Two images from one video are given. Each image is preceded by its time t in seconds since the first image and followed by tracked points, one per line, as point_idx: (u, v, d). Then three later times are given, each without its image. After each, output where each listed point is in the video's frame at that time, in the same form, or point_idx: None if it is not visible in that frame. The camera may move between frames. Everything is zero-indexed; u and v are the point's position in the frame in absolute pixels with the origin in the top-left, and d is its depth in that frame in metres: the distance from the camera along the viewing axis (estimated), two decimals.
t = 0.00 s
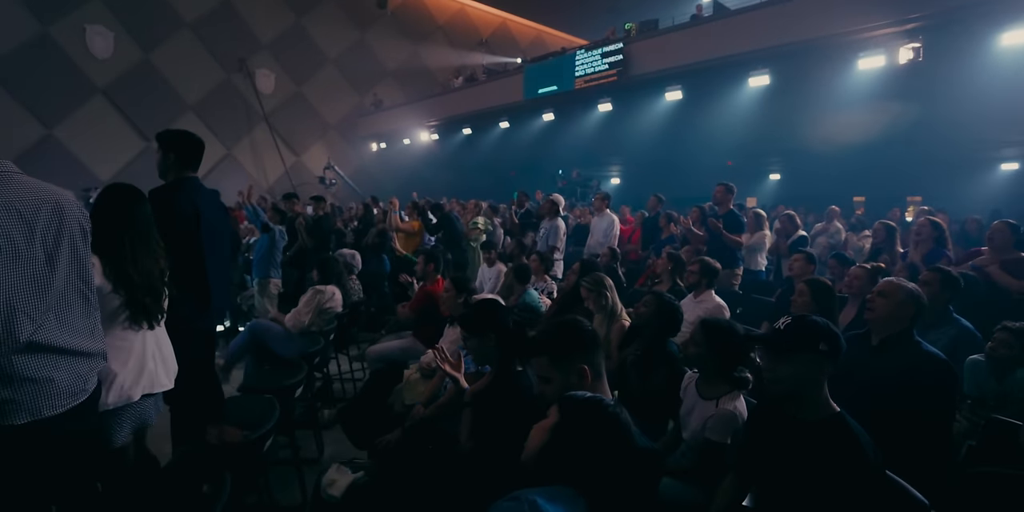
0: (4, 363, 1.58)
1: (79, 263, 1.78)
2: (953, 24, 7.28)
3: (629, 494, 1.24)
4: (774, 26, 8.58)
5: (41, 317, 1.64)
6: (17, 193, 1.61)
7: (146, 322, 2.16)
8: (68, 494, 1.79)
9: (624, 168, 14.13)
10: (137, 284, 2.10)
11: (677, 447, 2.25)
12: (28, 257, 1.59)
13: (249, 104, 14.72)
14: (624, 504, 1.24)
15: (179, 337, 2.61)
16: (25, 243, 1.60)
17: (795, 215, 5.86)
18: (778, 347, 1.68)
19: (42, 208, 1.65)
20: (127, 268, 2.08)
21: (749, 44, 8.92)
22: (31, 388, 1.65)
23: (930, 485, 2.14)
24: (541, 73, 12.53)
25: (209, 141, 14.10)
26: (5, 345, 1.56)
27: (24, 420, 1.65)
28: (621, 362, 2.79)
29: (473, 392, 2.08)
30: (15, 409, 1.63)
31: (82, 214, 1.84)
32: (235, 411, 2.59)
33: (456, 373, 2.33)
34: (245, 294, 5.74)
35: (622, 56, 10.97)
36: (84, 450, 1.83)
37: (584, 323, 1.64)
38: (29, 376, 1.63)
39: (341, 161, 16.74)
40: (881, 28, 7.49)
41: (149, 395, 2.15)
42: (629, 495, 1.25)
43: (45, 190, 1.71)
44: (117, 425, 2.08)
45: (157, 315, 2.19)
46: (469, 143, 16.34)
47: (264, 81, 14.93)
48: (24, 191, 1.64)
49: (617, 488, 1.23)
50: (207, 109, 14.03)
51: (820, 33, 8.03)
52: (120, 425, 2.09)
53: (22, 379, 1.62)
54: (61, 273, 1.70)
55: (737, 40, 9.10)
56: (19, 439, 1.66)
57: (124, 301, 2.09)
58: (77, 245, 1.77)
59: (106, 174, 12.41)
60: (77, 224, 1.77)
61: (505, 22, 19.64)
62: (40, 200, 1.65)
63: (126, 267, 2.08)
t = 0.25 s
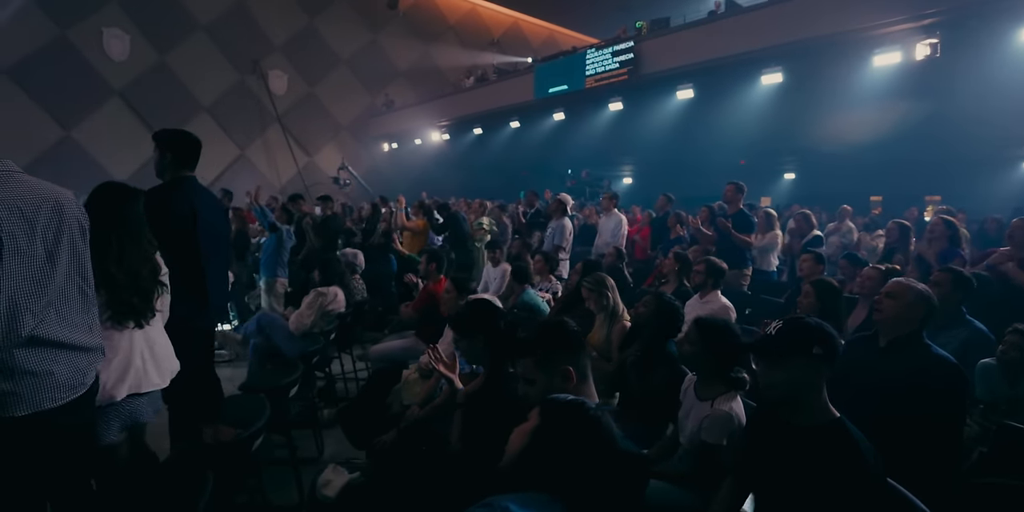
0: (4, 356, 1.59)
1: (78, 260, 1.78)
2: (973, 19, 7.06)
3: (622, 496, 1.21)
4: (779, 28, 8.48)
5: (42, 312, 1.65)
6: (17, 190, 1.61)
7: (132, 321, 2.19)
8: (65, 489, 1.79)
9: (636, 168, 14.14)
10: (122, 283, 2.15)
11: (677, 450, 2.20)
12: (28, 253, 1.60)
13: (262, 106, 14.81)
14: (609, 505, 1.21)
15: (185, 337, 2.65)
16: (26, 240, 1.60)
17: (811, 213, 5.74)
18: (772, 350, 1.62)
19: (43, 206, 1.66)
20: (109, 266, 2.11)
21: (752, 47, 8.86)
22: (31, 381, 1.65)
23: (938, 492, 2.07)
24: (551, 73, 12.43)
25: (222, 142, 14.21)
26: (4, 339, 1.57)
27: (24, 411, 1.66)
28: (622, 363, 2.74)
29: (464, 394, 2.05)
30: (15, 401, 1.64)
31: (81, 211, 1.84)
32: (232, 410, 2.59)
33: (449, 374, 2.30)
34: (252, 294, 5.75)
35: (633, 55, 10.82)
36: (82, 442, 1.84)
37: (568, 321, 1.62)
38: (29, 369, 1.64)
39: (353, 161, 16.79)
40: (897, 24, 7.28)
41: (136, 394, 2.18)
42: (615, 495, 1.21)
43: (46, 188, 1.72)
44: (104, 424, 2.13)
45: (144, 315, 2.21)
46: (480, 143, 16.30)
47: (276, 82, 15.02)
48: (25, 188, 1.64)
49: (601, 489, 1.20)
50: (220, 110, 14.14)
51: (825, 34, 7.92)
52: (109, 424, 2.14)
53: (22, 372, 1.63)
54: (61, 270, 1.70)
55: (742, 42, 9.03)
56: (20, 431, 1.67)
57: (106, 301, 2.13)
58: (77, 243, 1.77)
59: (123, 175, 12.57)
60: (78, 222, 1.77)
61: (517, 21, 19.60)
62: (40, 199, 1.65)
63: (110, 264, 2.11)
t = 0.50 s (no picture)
0: (4, 347, 1.62)
1: (73, 255, 1.80)
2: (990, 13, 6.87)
3: (590, 497, 1.16)
4: (784, 26, 8.37)
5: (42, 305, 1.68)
6: (13, 186, 1.62)
7: (117, 319, 2.21)
8: (59, 482, 1.81)
9: (647, 167, 13.89)
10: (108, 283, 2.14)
11: (671, 452, 2.14)
12: (25, 247, 1.61)
13: (274, 107, 14.90)
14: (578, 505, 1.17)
15: (181, 335, 2.64)
16: (23, 235, 1.62)
17: (827, 213, 5.53)
18: (760, 349, 1.55)
19: (39, 202, 1.67)
20: (93, 268, 2.11)
21: (757, 45, 8.78)
22: (28, 372, 1.68)
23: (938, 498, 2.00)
24: (561, 72, 12.34)
25: (235, 143, 14.34)
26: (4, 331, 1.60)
27: (22, 401, 1.68)
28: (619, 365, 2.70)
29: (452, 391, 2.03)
30: (14, 391, 1.66)
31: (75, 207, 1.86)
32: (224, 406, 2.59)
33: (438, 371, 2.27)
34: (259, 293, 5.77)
35: (642, 53, 10.68)
36: (75, 433, 1.85)
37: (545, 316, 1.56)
38: (27, 360, 1.67)
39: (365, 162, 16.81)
40: (912, 20, 7.11)
41: (120, 391, 2.20)
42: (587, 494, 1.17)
43: (42, 184, 1.73)
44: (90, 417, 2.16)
45: (130, 314, 2.22)
46: (491, 142, 16.27)
47: (288, 83, 15.08)
48: (20, 184, 1.65)
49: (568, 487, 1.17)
50: (233, 111, 14.25)
51: (831, 31, 7.80)
52: (94, 417, 2.16)
53: (19, 363, 1.65)
54: (57, 266, 1.72)
55: (748, 40, 8.93)
56: (19, 420, 1.69)
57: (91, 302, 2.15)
58: (72, 239, 1.79)
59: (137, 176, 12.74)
60: (72, 219, 1.78)
61: (528, 20, 19.56)
62: (37, 196, 1.67)
63: (96, 268, 2.12)
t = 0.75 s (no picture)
0: None
1: (65, 254, 1.80)
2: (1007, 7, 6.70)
3: (558, 500, 1.16)
4: (793, 23, 8.25)
5: (35, 299, 1.68)
6: (7, 185, 1.63)
7: (107, 319, 2.24)
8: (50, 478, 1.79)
9: (659, 166, 13.58)
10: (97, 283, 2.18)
11: (658, 456, 2.11)
12: (19, 245, 1.62)
13: (285, 108, 14.97)
14: (540, 506, 1.17)
15: (178, 335, 2.65)
16: (17, 233, 1.63)
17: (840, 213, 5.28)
18: (743, 351, 1.50)
19: (33, 202, 1.69)
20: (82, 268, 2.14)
21: (766, 42, 8.65)
22: (21, 366, 1.66)
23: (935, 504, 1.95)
24: (570, 70, 12.24)
25: (247, 144, 14.45)
26: None
27: (17, 394, 1.66)
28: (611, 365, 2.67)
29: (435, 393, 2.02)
30: (7, 385, 1.64)
31: (67, 207, 1.87)
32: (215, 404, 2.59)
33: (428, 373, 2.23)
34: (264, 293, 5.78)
35: (651, 51, 10.56)
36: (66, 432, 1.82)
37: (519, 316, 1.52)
38: (20, 354, 1.65)
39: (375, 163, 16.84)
40: (926, 15, 6.95)
41: (110, 389, 2.22)
42: (556, 494, 1.17)
43: (34, 185, 1.74)
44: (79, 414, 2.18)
45: (119, 313, 2.25)
46: (500, 142, 16.20)
47: (298, 84, 15.15)
48: (14, 184, 1.67)
49: (531, 487, 1.17)
50: (244, 112, 14.36)
51: (840, 26, 7.67)
52: (84, 414, 2.19)
53: (13, 357, 1.63)
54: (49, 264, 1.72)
55: (756, 37, 8.81)
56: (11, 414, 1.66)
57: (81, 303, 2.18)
58: (64, 238, 1.80)
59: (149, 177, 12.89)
60: (64, 219, 1.80)
61: (538, 19, 19.51)
62: (30, 195, 1.69)
63: (84, 268, 2.14)
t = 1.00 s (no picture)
0: None
1: (57, 253, 1.81)
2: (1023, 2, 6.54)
3: (521, 500, 1.31)
4: (800, 21, 8.20)
5: (28, 296, 1.69)
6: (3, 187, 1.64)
7: (103, 319, 2.24)
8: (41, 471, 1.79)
9: (669, 166, 13.57)
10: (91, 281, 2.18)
11: (649, 460, 2.08)
12: (13, 244, 1.63)
13: (296, 108, 15.06)
14: (498, 504, 1.31)
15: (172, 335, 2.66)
16: (10, 233, 1.63)
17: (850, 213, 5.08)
18: (723, 351, 1.47)
19: (28, 203, 1.69)
20: (75, 269, 2.14)
21: (771, 41, 8.61)
22: (13, 361, 1.67)
23: None
24: (579, 70, 12.17)
25: (258, 146, 14.57)
26: None
27: (10, 389, 1.68)
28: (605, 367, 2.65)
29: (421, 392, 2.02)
30: None
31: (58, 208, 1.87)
32: (210, 402, 2.61)
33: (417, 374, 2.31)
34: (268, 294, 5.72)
35: (660, 50, 10.47)
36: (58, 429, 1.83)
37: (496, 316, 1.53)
38: (13, 350, 1.66)
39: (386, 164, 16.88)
40: (940, 11, 6.80)
41: (104, 388, 2.24)
42: (515, 493, 1.32)
43: (30, 186, 1.74)
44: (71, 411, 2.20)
45: (113, 312, 2.25)
46: (509, 142, 16.14)
47: (309, 86, 15.23)
48: (10, 185, 1.67)
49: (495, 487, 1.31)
50: (256, 113, 14.49)
51: (847, 24, 7.58)
52: (77, 412, 2.21)
53: (7, 353, 1.65)
54: (43, 262, 1.73)
55: (763, 35, 8.75)
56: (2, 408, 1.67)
57: (76, 301, 2.18)
58: (57, 238, 1.81)
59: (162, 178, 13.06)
60: (57, 220, 1.81)
61: (548, 19, 19.47)
62: (25, 196, 1.69)
63: (79, 269, 2.14)
